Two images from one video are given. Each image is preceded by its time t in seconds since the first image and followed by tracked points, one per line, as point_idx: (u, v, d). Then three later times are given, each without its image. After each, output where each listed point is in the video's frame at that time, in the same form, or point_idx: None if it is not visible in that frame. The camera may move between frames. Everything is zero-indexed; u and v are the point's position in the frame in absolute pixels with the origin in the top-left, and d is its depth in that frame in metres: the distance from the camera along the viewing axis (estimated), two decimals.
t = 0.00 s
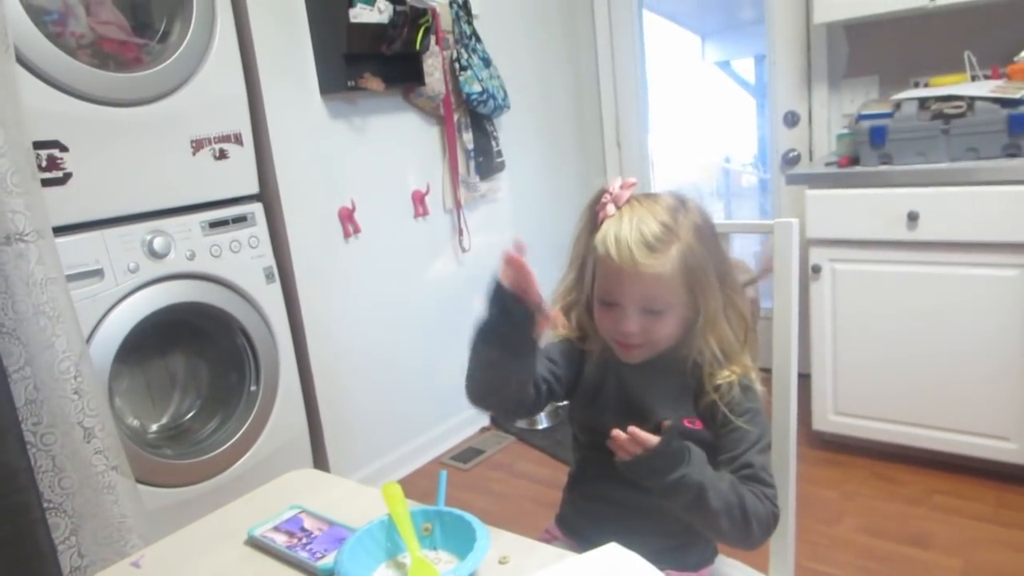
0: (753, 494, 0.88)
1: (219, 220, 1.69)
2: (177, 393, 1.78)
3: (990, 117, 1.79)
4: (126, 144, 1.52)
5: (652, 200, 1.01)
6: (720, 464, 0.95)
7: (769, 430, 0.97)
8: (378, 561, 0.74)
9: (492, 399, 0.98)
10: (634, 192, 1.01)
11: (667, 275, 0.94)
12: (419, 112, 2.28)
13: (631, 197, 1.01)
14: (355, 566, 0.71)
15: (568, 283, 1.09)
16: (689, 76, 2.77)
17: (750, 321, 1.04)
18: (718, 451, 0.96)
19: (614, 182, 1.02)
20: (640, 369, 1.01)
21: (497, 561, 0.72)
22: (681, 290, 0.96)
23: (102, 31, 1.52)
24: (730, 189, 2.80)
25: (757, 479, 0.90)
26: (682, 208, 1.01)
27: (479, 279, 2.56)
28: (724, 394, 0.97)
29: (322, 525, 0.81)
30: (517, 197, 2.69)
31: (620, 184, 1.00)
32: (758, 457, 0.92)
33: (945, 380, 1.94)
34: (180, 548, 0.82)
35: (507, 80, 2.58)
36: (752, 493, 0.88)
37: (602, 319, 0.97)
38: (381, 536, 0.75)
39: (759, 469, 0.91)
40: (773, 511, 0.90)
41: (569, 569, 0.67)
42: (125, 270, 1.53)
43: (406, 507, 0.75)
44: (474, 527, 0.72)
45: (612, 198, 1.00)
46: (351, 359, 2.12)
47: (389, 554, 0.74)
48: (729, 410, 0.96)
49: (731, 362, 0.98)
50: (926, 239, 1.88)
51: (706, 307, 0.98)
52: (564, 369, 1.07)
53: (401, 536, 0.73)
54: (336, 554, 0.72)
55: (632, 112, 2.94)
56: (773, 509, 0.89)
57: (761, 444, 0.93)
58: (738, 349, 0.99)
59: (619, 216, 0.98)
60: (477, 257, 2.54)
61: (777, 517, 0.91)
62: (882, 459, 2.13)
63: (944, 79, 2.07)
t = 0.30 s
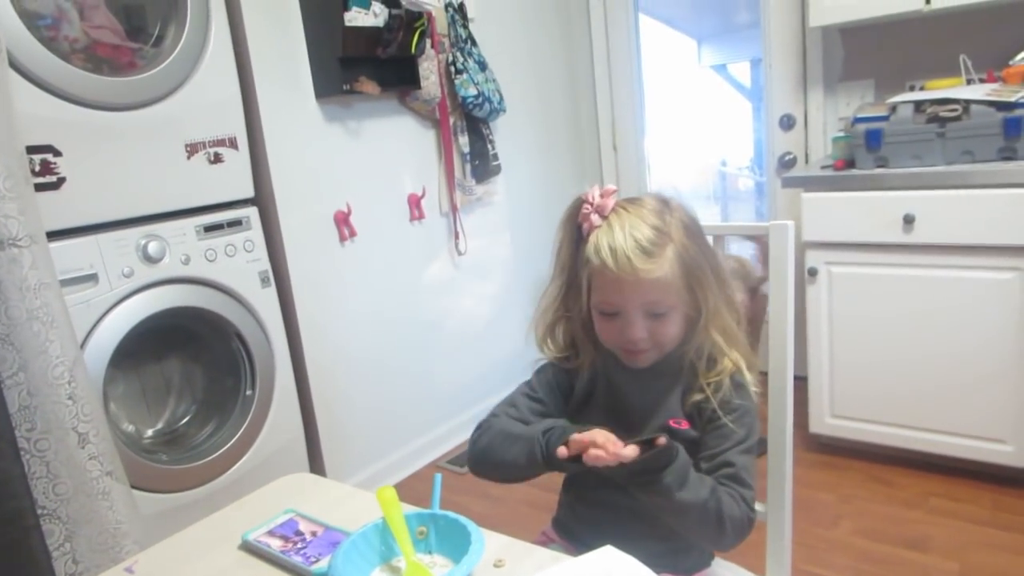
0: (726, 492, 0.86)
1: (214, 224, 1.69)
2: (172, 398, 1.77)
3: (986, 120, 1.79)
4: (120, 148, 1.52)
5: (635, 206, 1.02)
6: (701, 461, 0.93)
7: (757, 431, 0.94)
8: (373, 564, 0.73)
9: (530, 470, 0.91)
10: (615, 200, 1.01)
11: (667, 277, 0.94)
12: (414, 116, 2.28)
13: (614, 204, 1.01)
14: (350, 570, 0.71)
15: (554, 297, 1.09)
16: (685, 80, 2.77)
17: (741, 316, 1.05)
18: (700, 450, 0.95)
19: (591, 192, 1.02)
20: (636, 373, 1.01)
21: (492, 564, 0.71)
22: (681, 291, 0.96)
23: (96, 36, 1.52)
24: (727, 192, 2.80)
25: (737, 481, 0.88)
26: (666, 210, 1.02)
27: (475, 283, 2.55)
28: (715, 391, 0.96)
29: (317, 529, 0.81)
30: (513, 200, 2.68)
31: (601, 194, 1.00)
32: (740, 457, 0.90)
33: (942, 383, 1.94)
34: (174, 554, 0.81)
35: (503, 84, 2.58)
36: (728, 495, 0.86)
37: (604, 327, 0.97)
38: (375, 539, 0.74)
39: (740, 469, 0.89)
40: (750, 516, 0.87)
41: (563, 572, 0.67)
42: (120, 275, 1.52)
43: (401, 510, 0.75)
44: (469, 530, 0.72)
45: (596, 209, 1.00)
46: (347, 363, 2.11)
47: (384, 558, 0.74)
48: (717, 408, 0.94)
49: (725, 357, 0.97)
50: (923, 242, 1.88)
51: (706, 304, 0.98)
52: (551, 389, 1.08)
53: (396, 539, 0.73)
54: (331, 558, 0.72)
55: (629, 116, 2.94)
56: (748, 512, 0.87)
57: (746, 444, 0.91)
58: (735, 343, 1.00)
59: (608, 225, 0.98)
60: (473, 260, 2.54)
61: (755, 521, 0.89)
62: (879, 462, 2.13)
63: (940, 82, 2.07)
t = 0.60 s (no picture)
0: (718, 486, 0.86)
1: (212, 216, 1.68)
2: (171, 390, 1.77)
3: (986, 113, 1.78)
4: (117, 140, 1.51)
5: (622, 200, 1.02)
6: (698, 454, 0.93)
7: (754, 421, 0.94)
8: (372, 555, 0.73)
9: (524, 477, 0.90)
10: (603, 195, 1.00)
11: (660, 272, 0.94)
12: (413, 108, 2.27)
13: (602, 199, 1.01)
14: (349, 560, 0.71)
15: (545, 294, 1.10)
16: (685, 73, 2.76)
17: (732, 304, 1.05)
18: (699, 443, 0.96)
19: (578, 186, 1.02)
20: (633, 367, 1.01)
21: (491, 555, 0.71)
22: (673, 284, 0.96)
23: (93, 27, 1.51)
24: (726, 186, 2.79)
25: (731, 473, 0.88)
26: (654, 202, 1.02)
27: (473, 276, 2.55)
28: (710, 383, 0.95)
29: (317, 519, 0.81)
30: (512, 193, 2.68)
31: (588, 189, 0.99)
32: (735, 449, 0.89)
33: (939, 376, 1.94)
34: (171, 544, 0.81)
35: (501, 77, 2.58)
36: (719, 489, 0.86)
37: (599, 322, 0.97)
38: (375, 529, 0.74)
39: (735, 462, 0.88)
40: (744, 508, 0.87)
41: (561, 563, 0.67)
42: (118, 266, 1.52)
43: (400, 501, 0.75)
44: (468, 521, 0.72)
45: (584, 205, 0.99)
46: (345, 356, 2.11)
47: (383, 548, 0.74)
48: (712, 400, 0.94)
49: (720, 348, 0.97)
50: (922, 235, 1.87)
51: (697, 295, 0.99)
52: (545, 386, 1.08)
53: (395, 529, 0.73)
54: (330, 548, 0.72)
55: (628, 110, 2.93)
56: (743, 503, 0.87)
57: (741, 436, 0.91)
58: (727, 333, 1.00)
59: (597, 222, 0.97)
60: (471, 253, 2.54)
61: (751, 514, 0.88)
62: (877, 455, 2.13)
63: (940, 75, 2.06)
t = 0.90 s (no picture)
0: (725, 484, 0.87)
1: (215, 209, 1.68)
2: (173, 383, 1.78)
3: (990, 110, 1.78)
4: (121, 132, 1.51)
5: (622, 196, 1.02)
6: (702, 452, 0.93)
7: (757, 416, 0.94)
8: (373, 548, 0.74)
9: (512, 479, 0.90)
10: (603, 190, 1.01)
11: (659, 267, 0.94)
12: (416, 103, 2.27)
13: (602, 195, 1.01)
14: (351, 552, 0.71)
15: (545, 292, 1.10)
16: (688, 69, 2.76)
17: (733, 300, 1.05)
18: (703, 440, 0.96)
19: (578, 182, 1.02)
20: (633, 365, 1.01)
21: (492, 549, 0.72)
22: (672, 280, 0.96)
23: (97, 19, 1.51)
24: (729, 183, 2.79)
25: (738, 471, 0.88)
26: (655, 198, 1.02)
27: (475, 271, 2.55)
28: (712, 379, 0.95)
29: (318, 512, 0.81)
30: (515, 188, 2.68)
31: (588, 185, 0.99)
32: (740, 446, 0.90)
33: (941, 374, 1.94)
34: (174, 535, 0.82)
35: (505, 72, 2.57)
36: (725, 485, 0.86)
37: (598, 319, 0.97)
38: (376, 522, 0.75)
39: (741, 459, 0.89)
40: (751, 505, 0.87)
41: (562, 557, 0.67)
42: (121, 259, 1.52)
43: (402, 494, 0.75)
44: (470, 515, 0.72)
45: (584, 201, 0.99)
46: (347, 350, 2.12)
47: (384, 541, 0.74)
48: (715, 396, 0.94)
49: (720, 344, 0.97)
50: (924, 232, 1.87)
51: (696, 292, 0.99)
52: (544, 386, 1.08)
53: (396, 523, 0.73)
54: (332, 541, 0.72)
55: (631, 106, 2.93)
56: (750, 499, 0.87)
57: (745, 433, 0.91)
58: (728, 329, 1.00)
59: (597, 217, 0.97)
60: (474, 248, 2.54)
61: (758, 509, 0.89)
62: (878, 453, 2.14)
63: (944, 72, 2.06)
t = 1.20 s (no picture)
0: (732, 476, 0.86)
1: (212, 201, 1.68)
2: (171, 375, 1.77)
3: (990, 104, 1.78)
4: (117, 124, 1.50)
5: (619, 186, 1.01)
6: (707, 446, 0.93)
7: (758, 405, 0.94)
8: (371, 538, 0.73)
9: (508, 476, 0.90)
10: (600, 180, 1.00)
11: (658, 257, 0.94)
12: (414, 95, 2.26)
13: (600, 185, 1.01)
14: (348, 542, 0.71)
15: (543, 283, 1.10)
16: (688, 62, 2.75)
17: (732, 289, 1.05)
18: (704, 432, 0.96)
19: (575, 173, 1.01)
20: (632, 357, 1.01)
21: (490, 538, 0.72)
22: (671, 270, 0.96)
23: (92, 10, 1.50)
24: (728, 177, 2.78)
25: (745, 464, 0.89)
26: (653, 188, 1.02)
27: (474, 263, 2.55)
28: (713, 371, 0.95)
29: (316, 503, 0.81)
30: (513, 181, 2.67)
31: (585, 174, 0.99)
32: (745, 441, 0.90)
33: (939, 366, 1.94)
34: (170, 527, 0.81)
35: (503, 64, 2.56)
36: (731, 476, 0.86)
37: (597, 310, 0.97)
38: (374, 512, 0.75)
39: (748, 454, 0.89)
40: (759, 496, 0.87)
41: (560, 547, 0.67)
42: (118, 252, 1.52)
43: (399, 484, 0.75)
44: (467, 504, 0.72)
45: (582, 191, 0.99)
46: (345, 343, 2.11)
47: (381, 531, 0.74)
48: (717, 388, 0.94)
49: (720, 335, 0.97)
50: (923, 225, 1.87)
51: (695, 282, 0.99)
52: (541, 379, 1.08)
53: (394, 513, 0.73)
54: (329, 531, 0.72)
55: (631, 98, 2.92)
56: (757, 490, 0.87)
57: (749, 426, 0.91)
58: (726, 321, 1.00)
59: (595, 207, 0.97)
60: (472, 240, 2.53)
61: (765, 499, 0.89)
62: (876, 445, 2.14)
63: (944, 65, 2.05)
